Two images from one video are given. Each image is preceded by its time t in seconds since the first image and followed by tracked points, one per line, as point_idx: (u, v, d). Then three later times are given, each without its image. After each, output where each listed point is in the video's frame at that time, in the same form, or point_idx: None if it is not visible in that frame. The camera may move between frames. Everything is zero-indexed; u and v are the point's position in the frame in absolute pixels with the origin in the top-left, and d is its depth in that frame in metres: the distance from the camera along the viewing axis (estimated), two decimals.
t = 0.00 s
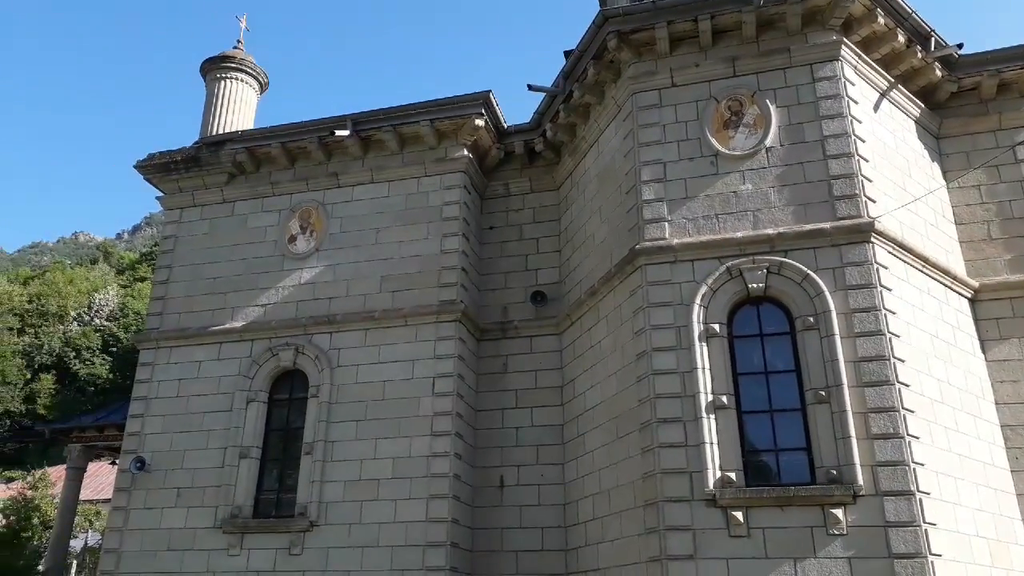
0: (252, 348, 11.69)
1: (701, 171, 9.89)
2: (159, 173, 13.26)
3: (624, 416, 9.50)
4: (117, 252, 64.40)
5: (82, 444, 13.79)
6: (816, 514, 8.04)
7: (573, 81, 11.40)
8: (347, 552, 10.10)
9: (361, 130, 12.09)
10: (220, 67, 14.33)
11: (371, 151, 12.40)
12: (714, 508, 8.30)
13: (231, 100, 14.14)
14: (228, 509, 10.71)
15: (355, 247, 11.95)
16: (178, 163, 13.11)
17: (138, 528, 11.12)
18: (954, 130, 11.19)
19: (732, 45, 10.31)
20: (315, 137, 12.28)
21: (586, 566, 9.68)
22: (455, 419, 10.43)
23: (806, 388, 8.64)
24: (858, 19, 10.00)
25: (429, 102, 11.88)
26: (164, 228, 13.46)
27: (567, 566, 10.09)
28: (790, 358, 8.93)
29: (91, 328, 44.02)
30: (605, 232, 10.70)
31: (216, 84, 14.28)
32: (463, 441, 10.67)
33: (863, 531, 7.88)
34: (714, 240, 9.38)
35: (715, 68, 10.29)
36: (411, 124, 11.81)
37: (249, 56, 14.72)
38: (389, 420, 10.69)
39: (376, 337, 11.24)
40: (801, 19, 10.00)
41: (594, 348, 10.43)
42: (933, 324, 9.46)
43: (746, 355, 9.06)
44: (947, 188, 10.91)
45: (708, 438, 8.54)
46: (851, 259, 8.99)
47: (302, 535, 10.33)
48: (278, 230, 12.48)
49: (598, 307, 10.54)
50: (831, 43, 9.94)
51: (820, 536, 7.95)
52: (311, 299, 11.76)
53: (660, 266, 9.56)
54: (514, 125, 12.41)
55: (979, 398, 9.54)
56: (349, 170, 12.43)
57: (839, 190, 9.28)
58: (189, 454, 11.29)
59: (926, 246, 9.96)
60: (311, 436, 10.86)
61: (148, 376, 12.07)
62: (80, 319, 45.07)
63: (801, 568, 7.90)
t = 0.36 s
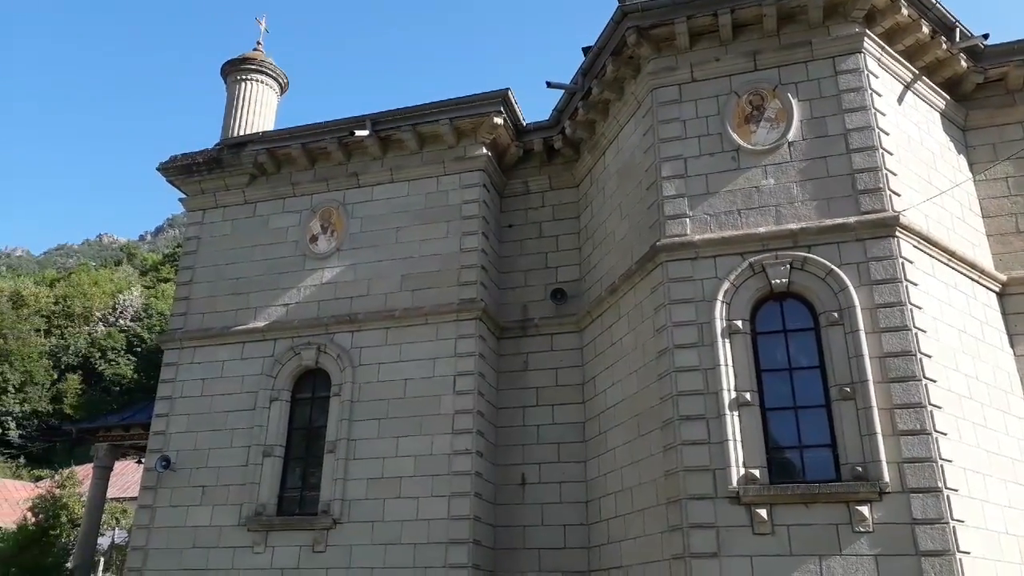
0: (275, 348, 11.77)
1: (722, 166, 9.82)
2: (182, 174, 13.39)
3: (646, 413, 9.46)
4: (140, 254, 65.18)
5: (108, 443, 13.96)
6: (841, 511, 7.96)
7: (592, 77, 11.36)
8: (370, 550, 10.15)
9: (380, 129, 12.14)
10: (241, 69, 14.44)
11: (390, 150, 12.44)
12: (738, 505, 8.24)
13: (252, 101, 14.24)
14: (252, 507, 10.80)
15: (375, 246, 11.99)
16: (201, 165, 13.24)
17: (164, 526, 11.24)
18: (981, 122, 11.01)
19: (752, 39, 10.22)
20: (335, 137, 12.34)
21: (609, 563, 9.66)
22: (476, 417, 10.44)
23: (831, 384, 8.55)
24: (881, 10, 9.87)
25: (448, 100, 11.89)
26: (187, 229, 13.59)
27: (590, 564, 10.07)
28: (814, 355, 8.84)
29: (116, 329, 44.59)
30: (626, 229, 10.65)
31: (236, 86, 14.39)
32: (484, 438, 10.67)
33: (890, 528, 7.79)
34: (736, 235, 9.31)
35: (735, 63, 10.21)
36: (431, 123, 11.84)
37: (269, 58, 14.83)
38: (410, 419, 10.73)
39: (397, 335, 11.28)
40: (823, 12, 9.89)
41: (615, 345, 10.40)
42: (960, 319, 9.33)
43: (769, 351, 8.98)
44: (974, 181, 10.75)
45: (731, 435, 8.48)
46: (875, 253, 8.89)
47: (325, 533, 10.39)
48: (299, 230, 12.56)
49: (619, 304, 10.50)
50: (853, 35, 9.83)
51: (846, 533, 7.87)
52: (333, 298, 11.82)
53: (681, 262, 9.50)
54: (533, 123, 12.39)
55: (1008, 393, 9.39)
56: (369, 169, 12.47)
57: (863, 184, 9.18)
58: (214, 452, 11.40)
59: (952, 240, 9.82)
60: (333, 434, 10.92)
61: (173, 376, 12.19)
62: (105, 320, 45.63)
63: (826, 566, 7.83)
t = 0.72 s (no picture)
0: (297, 347, 11.86)
1: (743, 160, 9.75)
2: (204, 176, 13.52)
3: (668, 410, 9.42)
4: (162, 256, 65.94)
5: (134, 443, 14.13)
6: (867, 507, 7.88)
7: (611, 73, 11.33)
8: (393, 547, 10.19)
9: (399, 129, 12.18)
10: (260, 70, 14.55)
11: (409, 149, 12.48)
12: (762, 501, 8.19)
13: (272, 103, 14.34)
14: (276, 505, 10.89)
15: (395, 245, 12.04)
16: (222, 167, 13.35)
17: (190, 524, 11.36)
18: (1007, 113, 10.85)
19: (772, 32, 10.14)
20: (354, 137, 12.40)
21: (632, 561, 9.63)
22: (497, 414, 10.45)
23: (855, 379, 8.47)
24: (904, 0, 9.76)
25: (466, 99, 11.91)
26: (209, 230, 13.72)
27: (613, 561, 10.05)
28: (838, 349, 8.76)
29: (140, 330, 45.12)
30: (646, 225, 10.61)
31: (257, 87, 14.50)
32: (506, 436, 10.69)
33: (917, 524, 7.70)
34: (758, 230, 9.25)
35: (755, 57, 10.14)
36: (449, 122, 11.85)
37: (288, 59, 14.92)
38: (432, 416, 10.76)
39: (418, 334, 11.31)
40: (844, 4, 9.78)
41: (636, 341, 10.36)
42: (988, 312, 9.21)
43: (792, 347, 8.91)
44: (1000, 173, 10.60)
45: (754, 431, 8.42)
46: (900, 247, 8.79)
47: (349, 531, 10.45)
48: (320, 230, 12.63)
49: (640, 301, 10.47)
50: (876, 26, 9.72)
51: (872, 530, 7.80)
52: (354, 297, 11.88)
53: (702, 258, 9.45)
54: (551, 120, 12.37)
55: None
56: (388, 169, 12.52)
57: (886, 176, 9.07)
58: (238, 451, 11.50)
59: (978, 233, 9.69)
60: (356, 433, 10.98)
61: (197, 375, 12.32)
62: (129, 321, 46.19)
63: (852, 562, 7.76)
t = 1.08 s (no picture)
0: (318, 346, 11.98)
1: (760, 153, 9.71)
2: (224, 178, 13.67)
3: (689, 404, 9.42)
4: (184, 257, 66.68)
5: (160, 442, 14.35)
6: (890, 500, 7.85)
7: (626, 68, 11.32)
8: (416, 543, 10.29)
9: (416, 128, 12.25)
10: (278, 72, 14.68)
11: (426, 148, 12.54)
12: (784, 495, 8.18)
13: (289, 104, 14.47)
14: (301, 502, 11.03)
15: (413, 244, 12.12)
16: (242, 169, 13.49)
17: (217, 522, 11.53)
18: None
19: (788, 24, 10.08)
20: (371, 137, 12.49)
21: (654, 555, 9.66)
22: (517, 410, 10.51)
23: (877, 371, 8.43)
24: None
25: (482, 96, 11.95)
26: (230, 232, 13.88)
27: (635, 555, 10.08)
28: (858, 342, 8.72)
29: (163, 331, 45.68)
30: (663, 220, 10.60)
31: (274, 89, 14.63)
32: (526, 432, 10.74)
33: (941, 517, 7.66)
34: (777, 223, 9.22)
35: (771, 49, 10.09)
36: (465, 120, 11.90)
37: (304, 60, 15.03)
38: (452, 413, 10.83)
39: (437, 332, 11.39)
40: None
41: (656, 336, 10.36)
42: (1011, 302, 9.12)
43: (812, 340, 8.89)
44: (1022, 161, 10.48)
45: (775, 425, 8.41)
46: (920, 238, 8.72)
47: (372, 527, 10.56)
48: (339, 230, 12.74)
49: (658, 296, 10.47)
50: (893, 16, 9.63)
51: (895, 523, 7.76)
52: (373, 296, 11.98)
53: (720, 252, 9.44)
54: (567, 116, 12.37)
55: None
56: (406, 168, 12.59)
57: (906, 167, 9.00)
58: (262, 450, 11.65)
59: (1001, 222, 9.60)
60: (377, 430, 11.08)
61: (220, 375, 12.48)
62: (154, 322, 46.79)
63: (876, 555, 7.73)
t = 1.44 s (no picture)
0: (339, 340, 12.01)
1: (784, 142, 9.59)
2: (243, 173, 13.72)
3: (711, 396, 9.34)
4: (205, 252, 67.30)
5: (184, 436, 14.49)
6: (918, 493, 7.73)
7: (646, 57, 11.22)
8: (437, 536, 10.30)
9: (434, 121, 12.22)
10: (296, 67, 14.70)
11: (444, 141, 12.50)
12: (808, 488, 8.08)
13: (308, 98, 14.48)
14: (322, 495, 11.07)
15: (432, 237, 12.10)
16: (261, 163, 13.53)
17: (240, 515, 11.61)
18: None
19: (811, 10, 9.92)
20: (390, 130, 12.47)
21: (676, 549, 9.60)
22: (537, 403, 10.48)
23: (903, 363, 8.30)
24: None
25: (500, 88, 11.89)
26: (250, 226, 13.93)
27: (657, 549, 10.03)
28: (884, 333, 8.59)
29: (185, 326, 46.14)
30: (685, 211, 10.50)
31: (293, 83, 14.66)
32: (546, 425, 10.71)
33: (970, 510, 7.54)
34: (800, 213, 9.09)
35: (794, 36, 9.94)
36: (484, 112, 11.85)
37: (323, 55, 15.04)
38: (473, 406, 10.82)
39: (457, 325, 11.37)
40: None
41: (677, 328, 10.27)
42: None
43: (837, 331, 8.77)
44: None
45: (800, 417, 8.31)
46: (948, 227, 8.57)
47: (394, 520, 10.58)
48: (358, 224, 12.76)
49: (679, 287, 10.37)
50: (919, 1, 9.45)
51: (923, 516, 7.65)
52: (393, 290, 11.99)
53: (743, 243, 9.33)
54: (586, 107, 12.27)
55: None
56: (424, 161, 12.57)
57: (932, 155, 8.85)
58: (284, 443, 11.71)
59: None
60: (398, 423, 11.10)
61: (242, 369, 12.56)
62: (176, 317, 47.25)
63: (903, 549, 7.63)
